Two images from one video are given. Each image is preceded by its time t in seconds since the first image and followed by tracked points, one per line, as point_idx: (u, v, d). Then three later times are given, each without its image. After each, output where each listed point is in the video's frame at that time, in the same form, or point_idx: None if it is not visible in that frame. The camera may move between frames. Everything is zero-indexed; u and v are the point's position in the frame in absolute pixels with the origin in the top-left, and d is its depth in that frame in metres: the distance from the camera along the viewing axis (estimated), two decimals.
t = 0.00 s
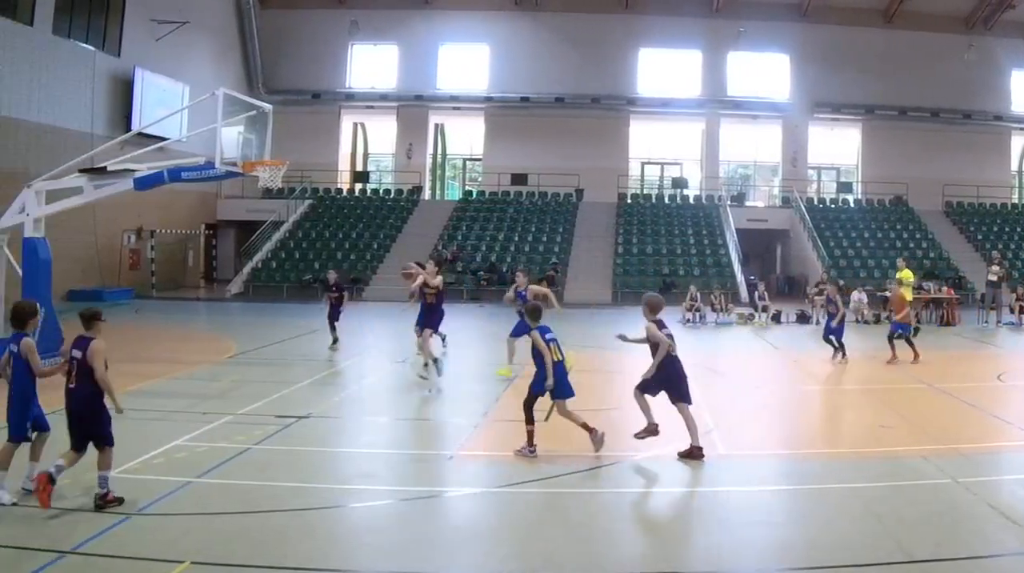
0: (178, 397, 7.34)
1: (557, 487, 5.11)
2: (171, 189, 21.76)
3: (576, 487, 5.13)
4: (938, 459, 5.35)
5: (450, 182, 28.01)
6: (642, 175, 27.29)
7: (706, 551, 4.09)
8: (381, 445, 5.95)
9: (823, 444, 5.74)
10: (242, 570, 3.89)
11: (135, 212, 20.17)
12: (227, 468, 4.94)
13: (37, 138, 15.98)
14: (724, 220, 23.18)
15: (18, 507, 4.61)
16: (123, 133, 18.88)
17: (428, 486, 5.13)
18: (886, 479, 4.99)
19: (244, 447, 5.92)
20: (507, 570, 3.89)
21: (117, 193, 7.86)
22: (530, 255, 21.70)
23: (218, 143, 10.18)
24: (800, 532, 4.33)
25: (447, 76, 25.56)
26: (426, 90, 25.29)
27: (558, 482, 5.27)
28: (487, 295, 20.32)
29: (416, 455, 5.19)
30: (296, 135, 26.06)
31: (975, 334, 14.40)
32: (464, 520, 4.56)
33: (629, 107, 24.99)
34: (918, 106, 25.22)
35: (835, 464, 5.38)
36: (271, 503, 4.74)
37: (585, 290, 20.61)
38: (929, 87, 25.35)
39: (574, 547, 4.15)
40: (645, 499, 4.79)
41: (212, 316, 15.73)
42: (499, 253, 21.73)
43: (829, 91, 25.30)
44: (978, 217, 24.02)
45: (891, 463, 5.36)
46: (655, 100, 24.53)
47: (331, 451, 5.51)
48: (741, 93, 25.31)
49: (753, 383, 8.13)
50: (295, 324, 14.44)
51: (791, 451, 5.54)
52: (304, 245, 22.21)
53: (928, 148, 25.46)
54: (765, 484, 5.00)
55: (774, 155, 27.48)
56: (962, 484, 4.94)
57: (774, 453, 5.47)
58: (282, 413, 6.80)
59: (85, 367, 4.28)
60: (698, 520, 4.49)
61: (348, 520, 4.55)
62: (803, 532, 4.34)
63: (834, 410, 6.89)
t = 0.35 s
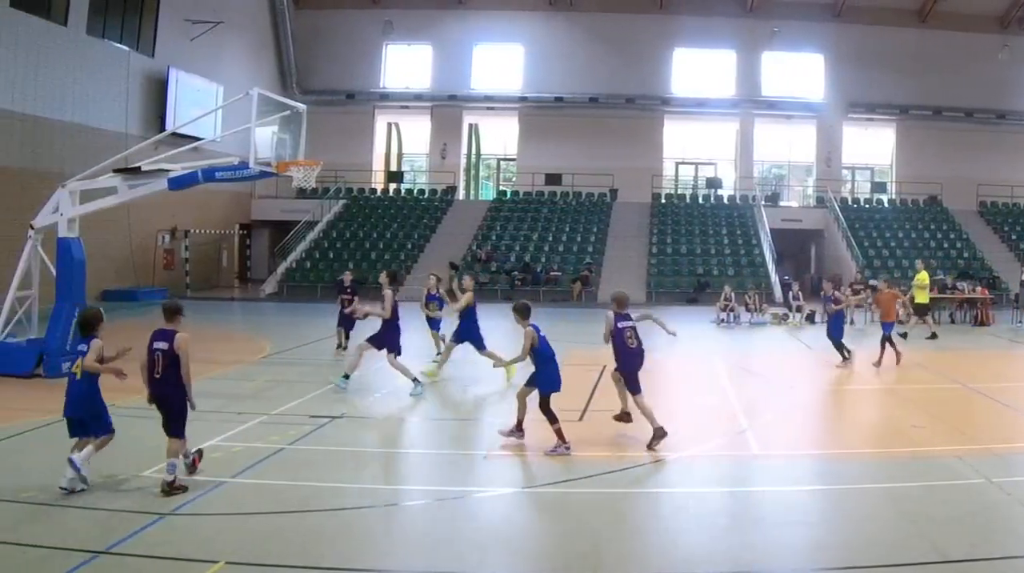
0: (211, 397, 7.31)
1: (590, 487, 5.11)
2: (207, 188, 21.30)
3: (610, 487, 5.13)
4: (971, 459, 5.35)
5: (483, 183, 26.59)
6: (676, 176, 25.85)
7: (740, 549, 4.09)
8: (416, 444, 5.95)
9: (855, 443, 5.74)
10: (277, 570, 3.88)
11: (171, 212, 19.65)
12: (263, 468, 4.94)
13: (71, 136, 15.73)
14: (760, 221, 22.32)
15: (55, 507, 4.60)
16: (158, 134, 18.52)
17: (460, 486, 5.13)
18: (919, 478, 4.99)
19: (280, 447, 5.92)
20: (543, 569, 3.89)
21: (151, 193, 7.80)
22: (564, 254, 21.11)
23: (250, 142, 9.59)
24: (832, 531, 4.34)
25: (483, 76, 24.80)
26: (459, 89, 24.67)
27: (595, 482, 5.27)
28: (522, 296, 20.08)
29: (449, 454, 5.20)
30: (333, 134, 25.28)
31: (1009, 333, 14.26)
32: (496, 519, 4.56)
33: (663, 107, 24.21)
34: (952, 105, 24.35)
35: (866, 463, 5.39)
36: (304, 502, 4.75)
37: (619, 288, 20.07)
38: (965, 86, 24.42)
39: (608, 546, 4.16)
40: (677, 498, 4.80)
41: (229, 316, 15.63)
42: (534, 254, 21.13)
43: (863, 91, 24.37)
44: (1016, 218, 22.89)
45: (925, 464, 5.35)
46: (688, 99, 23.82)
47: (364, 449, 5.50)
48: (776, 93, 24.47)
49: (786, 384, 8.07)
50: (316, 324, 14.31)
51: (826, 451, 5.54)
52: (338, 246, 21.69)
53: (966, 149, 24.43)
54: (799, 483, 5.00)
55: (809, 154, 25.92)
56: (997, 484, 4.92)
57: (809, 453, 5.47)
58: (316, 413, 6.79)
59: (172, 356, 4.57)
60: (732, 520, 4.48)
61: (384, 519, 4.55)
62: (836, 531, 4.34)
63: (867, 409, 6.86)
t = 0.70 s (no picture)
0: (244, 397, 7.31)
1: (626, 487, 5.11)
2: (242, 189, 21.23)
3: (647, 487, 5.12)
4: (1009, 459, 5.35)
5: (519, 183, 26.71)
6: (711, 175, 25.58)
7: (778, 549, 4.08)
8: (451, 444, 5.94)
9: (892, 443, 5.74)
10: (315, 570, 3.87)
11: (205, 212, 19.60)
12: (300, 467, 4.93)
13: (107, 137, 15.65)
14: (795, 222, 22.04)
15: (91, 506, 4.60)
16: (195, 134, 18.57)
17: (499, 486, 5.13)
18: (957, 479, 4.99)
19: (315, 447, 5.92)
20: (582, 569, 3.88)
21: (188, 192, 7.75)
22: (600, 254, 20.89)
23: (288, 144, 9.17)
24: (870, 532, 4.33)
25: (519, 75, 24.70)
26: (495, 89, 24.55)
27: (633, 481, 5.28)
28: (556, 297, 19.68)
29: (487, 454, 5.20)
30: (372, 133, 25.21)
31: None
32: (533, 519, 4.55)
33: (698, 107, 24.13)
34: (987, 104, 24.07)
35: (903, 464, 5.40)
36: (342, 502, 4.74)
37: (653, 290, 19.90)
38: (1001, 87, 24.13)
39: (645, 546, 4.15)
40: (715, 498, 4.80)
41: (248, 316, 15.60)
42: (569, 253, 20.94)
43: (898, 91, 24.15)
44: None
45: (962, 464, 5.35)
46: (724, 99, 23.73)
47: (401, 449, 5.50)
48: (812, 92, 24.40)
49: (819, 384, 8.06)
50: (342, 324, 14.27)
51: (864, 450, 5.55)
52: (374, 246, 21.40)
53: (1001, 148, 24.13)
54: (837, 484, 4.99)
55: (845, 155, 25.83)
56: None
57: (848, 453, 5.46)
58: (352, 413, 6.78)
59: (242, 340, 4.88)
60: (769, 520, 4.48)
61: (423, 519, 4.54)
62: (874, 531, 4.33)
63: (907, 410, 6.84)
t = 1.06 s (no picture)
0: (273, 397, 7.28)
1: (660, 487, 5.12)
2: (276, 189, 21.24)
3: (681, 486, 5.13)
4: None
5: (553, 183, 26.41)
6: (745, 175, 25.07)
7: (814, 549, 4.08)
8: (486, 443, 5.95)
9: (929, 444, 5.73)
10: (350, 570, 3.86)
11: (239, 212, 19.56)
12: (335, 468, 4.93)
13: (140, 136, 15.66)
14: (829, 222, 21.88)
15: (126, 507, 4.60)
16: (229, 134, 18.56)
17: (536, 486, 5.14)
18: (992, 479, 4.99)
19: (347, 447, 5.94)
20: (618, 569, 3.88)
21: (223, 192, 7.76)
22: (633, 254, 20.74)
23: (321, 144, 9.15)
24: (907, 532, 4.32)
25: (552, 75, 24.69)
26: (529, 89, 24.52)
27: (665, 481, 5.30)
28: (591, 297, 19.63)
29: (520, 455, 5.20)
30: (407, 133, 25.22)
31: None
32: (565, 519, 4.55)
33: (733, 107, 24.01)
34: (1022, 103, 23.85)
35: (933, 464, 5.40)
36: (377, 502, 4.74)
37: (687, 289, 19.84)
38: None
39: (681, 546, 4.15)
40: (751, 498, 4.80)
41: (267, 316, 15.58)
42: (603, 253, 20.90)
43: (932, 90, 23.99)
44: None
45: (996, 465, 5.34)
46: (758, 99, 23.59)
47: (435, 449, 5.51)
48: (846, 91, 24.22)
49: (852, 385, 8.05)
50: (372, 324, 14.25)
51: (901, 450, 5.55)
52: (408, 246, 21.33)
53: None
54: (871, 485, 4.98)
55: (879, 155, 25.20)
56: None
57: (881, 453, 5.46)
58: (385, 413, 6.78)
59: (301, 337, 5.22)
60: (802, 520, 4.48)
61: (460, 520, 4.54)
62: (911, 531, 4.32)
63: (945, 410, 6.82)
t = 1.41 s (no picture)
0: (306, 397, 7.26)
1: (694, 487, 5.12)
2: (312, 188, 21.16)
3: (717, 487, 5.13)
4: None
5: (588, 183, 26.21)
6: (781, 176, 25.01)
7: (851, 549, 4.06)
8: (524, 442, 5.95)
9: (968, 445, 5.72)
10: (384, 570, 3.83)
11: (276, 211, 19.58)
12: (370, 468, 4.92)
13: (175, 136, 15.65)
14: (864, 222, 21.87)
15: (162, 507, 4.58)
16: (264, 134, 18.56)
17: (571, 485, 5.15)
18: None
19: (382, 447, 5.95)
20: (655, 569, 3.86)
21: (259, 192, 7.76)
22: (669, 254, 20.80)
23: (355, 143, 9.14)
24: (944, 532, 4.31)
25: (587, 75, 24.65)
26: (564, 89, 24.50)
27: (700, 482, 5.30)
28: (626, 297, 19.74)
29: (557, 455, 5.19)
30: (441, 133, 25.21)
31: None
32: (596, 519, 4.54)
33: (768, 107, 23.95)
34: None
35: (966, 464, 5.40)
36: (413, 502, 4.73)
37: (723, 288, 19.83)
38: None
39: (716, 545, 4.14)
40: (789, 498, 4.80)
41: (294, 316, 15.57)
42: (637, 253, 20.91)
43: (968, 90, 23.91)
44: None
45: None
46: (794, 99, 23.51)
47: (470, 449, 5.51)
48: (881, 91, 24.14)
49: (888, 385, 8.06)
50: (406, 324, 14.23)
51: (940, 450, 5.55)
52: (443, 247, 21.31)
53: None
54: (906, 485, 4.97)
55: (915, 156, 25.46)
56: None
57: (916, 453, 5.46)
58: (421, 413, 6.78)
59: (358, 336, 5.45)
60: (836, 520, 4.47)
61: (496, 520, 4.53)
62: (946, 531, 4.31)
63: (993, 412, 6.79)
